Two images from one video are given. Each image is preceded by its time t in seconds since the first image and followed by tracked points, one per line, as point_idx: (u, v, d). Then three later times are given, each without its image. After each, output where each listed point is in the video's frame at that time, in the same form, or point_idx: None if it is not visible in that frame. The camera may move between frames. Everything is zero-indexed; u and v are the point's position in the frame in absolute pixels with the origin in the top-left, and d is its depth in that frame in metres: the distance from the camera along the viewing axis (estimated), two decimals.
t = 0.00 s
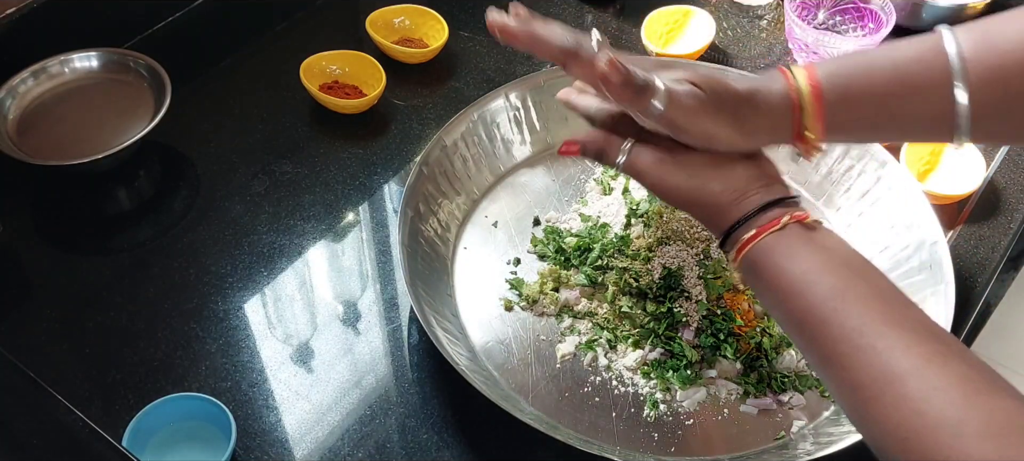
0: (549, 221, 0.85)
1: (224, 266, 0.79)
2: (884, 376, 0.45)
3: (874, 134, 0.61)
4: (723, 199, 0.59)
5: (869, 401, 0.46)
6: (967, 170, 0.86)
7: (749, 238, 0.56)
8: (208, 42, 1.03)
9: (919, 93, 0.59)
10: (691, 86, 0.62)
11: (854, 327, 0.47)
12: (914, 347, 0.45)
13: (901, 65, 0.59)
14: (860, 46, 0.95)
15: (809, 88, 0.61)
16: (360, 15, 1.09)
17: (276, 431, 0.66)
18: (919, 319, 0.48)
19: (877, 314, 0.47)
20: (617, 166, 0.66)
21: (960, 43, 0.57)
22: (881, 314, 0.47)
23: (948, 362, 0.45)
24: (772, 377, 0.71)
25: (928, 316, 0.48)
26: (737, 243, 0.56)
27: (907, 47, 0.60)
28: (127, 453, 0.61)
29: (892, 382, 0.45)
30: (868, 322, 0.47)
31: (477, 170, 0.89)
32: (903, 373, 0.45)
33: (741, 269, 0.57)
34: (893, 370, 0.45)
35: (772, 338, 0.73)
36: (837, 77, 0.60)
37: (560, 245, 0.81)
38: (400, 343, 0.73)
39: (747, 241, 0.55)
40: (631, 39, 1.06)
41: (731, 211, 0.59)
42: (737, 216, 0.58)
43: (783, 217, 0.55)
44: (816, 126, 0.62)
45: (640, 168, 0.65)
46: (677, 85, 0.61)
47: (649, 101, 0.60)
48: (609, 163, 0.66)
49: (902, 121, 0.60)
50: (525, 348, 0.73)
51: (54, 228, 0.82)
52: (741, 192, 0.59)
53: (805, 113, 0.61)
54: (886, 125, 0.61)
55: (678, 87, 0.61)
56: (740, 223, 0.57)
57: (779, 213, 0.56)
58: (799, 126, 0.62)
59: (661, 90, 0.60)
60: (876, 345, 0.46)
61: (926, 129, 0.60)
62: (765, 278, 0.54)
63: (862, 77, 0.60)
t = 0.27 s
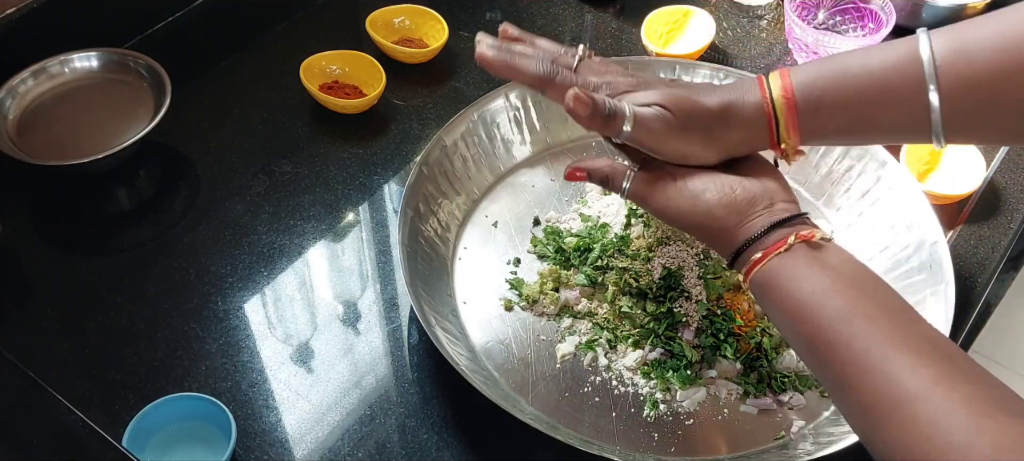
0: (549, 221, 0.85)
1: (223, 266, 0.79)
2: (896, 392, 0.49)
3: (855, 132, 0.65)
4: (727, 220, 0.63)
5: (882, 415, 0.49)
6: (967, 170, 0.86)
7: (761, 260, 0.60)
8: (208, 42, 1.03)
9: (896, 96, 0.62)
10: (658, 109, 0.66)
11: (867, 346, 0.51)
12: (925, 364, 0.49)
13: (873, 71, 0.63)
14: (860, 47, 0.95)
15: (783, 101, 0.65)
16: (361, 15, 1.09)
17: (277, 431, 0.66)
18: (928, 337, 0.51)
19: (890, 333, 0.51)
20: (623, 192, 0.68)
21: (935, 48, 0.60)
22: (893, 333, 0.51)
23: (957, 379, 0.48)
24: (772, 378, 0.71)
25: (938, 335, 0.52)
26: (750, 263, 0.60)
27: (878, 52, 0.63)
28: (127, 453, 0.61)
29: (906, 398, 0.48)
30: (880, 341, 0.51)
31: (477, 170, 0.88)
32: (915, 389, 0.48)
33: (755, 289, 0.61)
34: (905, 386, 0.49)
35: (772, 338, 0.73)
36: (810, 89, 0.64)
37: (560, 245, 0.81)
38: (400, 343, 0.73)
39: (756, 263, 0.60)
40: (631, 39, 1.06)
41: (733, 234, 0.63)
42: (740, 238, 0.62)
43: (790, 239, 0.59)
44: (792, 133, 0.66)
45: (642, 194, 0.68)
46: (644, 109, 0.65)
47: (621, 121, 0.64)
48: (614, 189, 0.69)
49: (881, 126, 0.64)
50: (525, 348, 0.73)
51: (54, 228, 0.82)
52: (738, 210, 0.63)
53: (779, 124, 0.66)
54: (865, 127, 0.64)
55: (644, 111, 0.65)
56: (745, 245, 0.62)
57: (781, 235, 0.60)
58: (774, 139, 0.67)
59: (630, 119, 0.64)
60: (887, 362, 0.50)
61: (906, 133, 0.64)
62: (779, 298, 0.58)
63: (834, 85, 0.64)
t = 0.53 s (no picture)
0: (549, 220, 0.85)
1: (223, 266, 0.79)
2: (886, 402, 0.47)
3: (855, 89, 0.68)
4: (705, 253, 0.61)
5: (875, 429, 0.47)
6: (968, 168, 0.86)
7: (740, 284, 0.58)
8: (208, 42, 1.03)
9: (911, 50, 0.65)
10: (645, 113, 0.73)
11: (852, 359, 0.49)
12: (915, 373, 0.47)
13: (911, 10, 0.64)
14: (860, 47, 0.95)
15: (818, 22, 0.66)
16: (360, 15, 1.09)
17: (277, 431, 0.66)
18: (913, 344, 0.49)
19: (873, 344, 0.49)
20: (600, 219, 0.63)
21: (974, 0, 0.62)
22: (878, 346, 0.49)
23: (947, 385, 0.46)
24: (772, 377, 0.71)
25: (929, 340, 0.50)
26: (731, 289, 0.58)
27: None
28: (127, 453, 0.61)
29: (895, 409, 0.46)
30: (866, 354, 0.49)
31: (477, 170, 0.88)
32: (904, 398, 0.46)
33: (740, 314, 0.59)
34: (893, 398, 0.47)
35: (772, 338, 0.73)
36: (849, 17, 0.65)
37: (560, 245, 0.81)
38: (400, 343, 0.73)
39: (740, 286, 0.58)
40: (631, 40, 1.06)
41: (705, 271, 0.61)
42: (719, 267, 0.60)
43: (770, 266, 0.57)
44: (824, 52, 0.66)
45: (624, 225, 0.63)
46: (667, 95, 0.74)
47: (674, 1, 0.67)
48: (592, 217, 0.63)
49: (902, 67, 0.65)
50: (525, 348, 0.73)
51: (54, 228, 0.82)
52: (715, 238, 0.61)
53: (812, 43, 0.66)
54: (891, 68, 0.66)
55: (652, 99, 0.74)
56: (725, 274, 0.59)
57: (759, 262, 0.58)
58: (804, 59, 0.67)
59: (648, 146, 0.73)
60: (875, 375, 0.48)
61: (926, 74, 0.65)
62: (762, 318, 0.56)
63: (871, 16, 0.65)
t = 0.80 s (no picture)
0: (549, 220, 0.85)
1: (224, 266, 0.79)
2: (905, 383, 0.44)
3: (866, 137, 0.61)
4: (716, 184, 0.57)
5: (888, 406, 0.45)
6: (968, 169, 0.86)
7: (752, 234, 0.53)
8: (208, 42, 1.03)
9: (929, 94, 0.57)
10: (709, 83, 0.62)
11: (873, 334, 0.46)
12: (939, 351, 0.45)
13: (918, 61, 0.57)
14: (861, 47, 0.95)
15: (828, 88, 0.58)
16: (360, 15, 1.09)
17: (277, 431, 0.66)
18: (934, 318, 0.47)
19: (896, 318, 0.46)
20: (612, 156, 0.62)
21: (976, 30, 0.55)
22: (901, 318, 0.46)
23: (970, 364, 0.44)
24: (772, 377, 0.71)
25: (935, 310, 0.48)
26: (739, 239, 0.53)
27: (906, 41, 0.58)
28: (128, 453, 0.61)
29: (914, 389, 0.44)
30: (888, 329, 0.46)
31: (477, 170, 0.88)
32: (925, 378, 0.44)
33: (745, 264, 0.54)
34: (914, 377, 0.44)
35: (772, 338, 0.73)
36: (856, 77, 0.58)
37: (560, 245, 0.81)
38: (400, 343, 0.72)
39: (751, 236, 0.53)
40: (631, 40, 1.06)
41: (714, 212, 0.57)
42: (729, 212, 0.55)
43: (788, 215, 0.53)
44: (838, 126, 0.59)
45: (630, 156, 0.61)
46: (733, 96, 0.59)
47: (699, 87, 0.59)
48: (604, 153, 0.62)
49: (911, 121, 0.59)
50: (525, 348, 0.73)
51: (54, 228, 0.82)
52: (736, 193, 0.56)
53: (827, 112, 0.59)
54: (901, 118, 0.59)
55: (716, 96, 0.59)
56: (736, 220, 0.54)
57: (775, 210, 0.53)
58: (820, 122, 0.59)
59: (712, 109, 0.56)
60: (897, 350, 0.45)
61: (945, 117, 0.59)
62: (771, 275, 0.52)
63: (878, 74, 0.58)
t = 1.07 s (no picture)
0: (549, 220, 0.85)
1: (224, 266, 0.79)
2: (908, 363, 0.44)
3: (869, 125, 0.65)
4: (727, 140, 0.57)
5: (889, 387, 0.45)
6: (968, 169, 0.86)
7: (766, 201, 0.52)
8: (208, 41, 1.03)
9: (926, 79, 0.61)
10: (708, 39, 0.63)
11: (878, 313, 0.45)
12: (944, 332, 0.44)
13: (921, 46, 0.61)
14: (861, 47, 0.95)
15: (831, 63, 0.63)
16: (361, 15, 1.09)
17: (277, 431, 0.66)
18: (944, 298, 0.46)
19: (902, 291, 0.45)
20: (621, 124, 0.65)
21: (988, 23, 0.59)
22: (908, 297, 0.45)
23: (976, 348, 0.44)
24: (772, 377, 0.71)
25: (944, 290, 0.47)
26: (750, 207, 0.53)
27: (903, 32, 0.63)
28: (127, 453, 0.61)
29: (917, 371, 0.43)
30: (894, 308, 0.45)
31: (477, 170, 0.88)
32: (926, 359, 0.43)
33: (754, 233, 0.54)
34: (916, 358, 0.44)
35: (772, 338, 0.73)
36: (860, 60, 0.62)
37: (560, 245, 0.81)
38: (400, 343, 0.72)
39: (761, 203, 0.52)
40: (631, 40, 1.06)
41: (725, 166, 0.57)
42: (742, 174, 0.55)
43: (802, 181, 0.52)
44: (838, 100, 0.63)
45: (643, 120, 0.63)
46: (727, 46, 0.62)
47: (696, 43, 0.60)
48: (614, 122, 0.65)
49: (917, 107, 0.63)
50: (525, 348, 0.73)
51: (54, 228, 0.82)
52: (749, 151, 0.56)
53: (828, 87, 0.63)
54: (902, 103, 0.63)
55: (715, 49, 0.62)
56: (750, 182, 0.54)
57: (791, 175, 0.53)
58: (820, 99, 0.63)
59: (708, 49, 0.59)
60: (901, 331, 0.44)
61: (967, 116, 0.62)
62: (776, 248, 0.51)
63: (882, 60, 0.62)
